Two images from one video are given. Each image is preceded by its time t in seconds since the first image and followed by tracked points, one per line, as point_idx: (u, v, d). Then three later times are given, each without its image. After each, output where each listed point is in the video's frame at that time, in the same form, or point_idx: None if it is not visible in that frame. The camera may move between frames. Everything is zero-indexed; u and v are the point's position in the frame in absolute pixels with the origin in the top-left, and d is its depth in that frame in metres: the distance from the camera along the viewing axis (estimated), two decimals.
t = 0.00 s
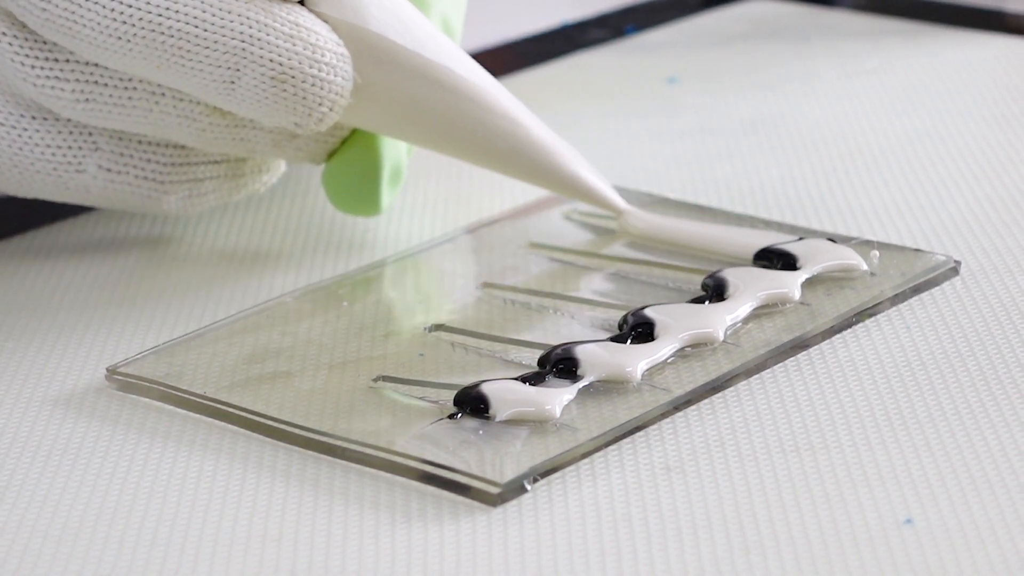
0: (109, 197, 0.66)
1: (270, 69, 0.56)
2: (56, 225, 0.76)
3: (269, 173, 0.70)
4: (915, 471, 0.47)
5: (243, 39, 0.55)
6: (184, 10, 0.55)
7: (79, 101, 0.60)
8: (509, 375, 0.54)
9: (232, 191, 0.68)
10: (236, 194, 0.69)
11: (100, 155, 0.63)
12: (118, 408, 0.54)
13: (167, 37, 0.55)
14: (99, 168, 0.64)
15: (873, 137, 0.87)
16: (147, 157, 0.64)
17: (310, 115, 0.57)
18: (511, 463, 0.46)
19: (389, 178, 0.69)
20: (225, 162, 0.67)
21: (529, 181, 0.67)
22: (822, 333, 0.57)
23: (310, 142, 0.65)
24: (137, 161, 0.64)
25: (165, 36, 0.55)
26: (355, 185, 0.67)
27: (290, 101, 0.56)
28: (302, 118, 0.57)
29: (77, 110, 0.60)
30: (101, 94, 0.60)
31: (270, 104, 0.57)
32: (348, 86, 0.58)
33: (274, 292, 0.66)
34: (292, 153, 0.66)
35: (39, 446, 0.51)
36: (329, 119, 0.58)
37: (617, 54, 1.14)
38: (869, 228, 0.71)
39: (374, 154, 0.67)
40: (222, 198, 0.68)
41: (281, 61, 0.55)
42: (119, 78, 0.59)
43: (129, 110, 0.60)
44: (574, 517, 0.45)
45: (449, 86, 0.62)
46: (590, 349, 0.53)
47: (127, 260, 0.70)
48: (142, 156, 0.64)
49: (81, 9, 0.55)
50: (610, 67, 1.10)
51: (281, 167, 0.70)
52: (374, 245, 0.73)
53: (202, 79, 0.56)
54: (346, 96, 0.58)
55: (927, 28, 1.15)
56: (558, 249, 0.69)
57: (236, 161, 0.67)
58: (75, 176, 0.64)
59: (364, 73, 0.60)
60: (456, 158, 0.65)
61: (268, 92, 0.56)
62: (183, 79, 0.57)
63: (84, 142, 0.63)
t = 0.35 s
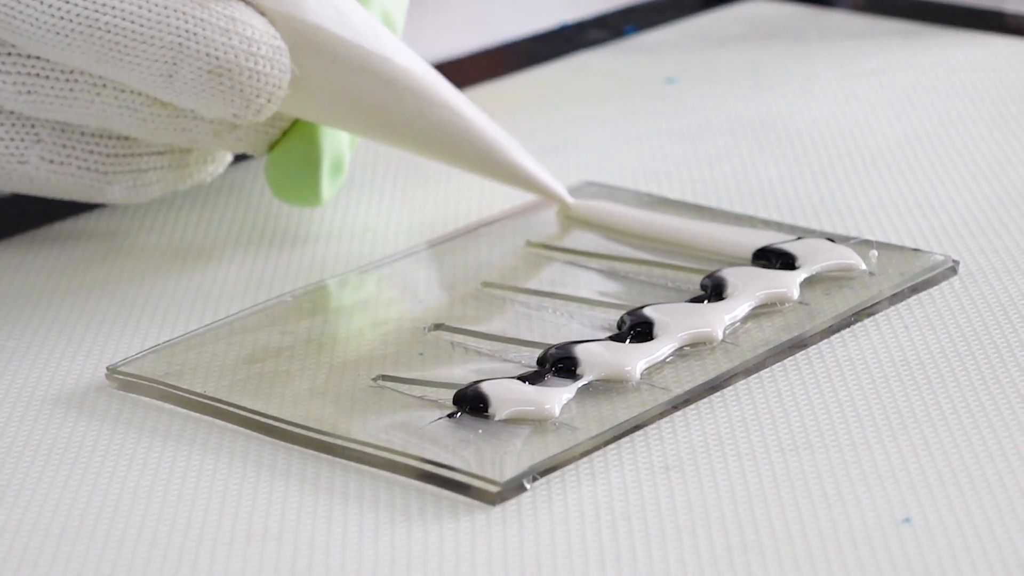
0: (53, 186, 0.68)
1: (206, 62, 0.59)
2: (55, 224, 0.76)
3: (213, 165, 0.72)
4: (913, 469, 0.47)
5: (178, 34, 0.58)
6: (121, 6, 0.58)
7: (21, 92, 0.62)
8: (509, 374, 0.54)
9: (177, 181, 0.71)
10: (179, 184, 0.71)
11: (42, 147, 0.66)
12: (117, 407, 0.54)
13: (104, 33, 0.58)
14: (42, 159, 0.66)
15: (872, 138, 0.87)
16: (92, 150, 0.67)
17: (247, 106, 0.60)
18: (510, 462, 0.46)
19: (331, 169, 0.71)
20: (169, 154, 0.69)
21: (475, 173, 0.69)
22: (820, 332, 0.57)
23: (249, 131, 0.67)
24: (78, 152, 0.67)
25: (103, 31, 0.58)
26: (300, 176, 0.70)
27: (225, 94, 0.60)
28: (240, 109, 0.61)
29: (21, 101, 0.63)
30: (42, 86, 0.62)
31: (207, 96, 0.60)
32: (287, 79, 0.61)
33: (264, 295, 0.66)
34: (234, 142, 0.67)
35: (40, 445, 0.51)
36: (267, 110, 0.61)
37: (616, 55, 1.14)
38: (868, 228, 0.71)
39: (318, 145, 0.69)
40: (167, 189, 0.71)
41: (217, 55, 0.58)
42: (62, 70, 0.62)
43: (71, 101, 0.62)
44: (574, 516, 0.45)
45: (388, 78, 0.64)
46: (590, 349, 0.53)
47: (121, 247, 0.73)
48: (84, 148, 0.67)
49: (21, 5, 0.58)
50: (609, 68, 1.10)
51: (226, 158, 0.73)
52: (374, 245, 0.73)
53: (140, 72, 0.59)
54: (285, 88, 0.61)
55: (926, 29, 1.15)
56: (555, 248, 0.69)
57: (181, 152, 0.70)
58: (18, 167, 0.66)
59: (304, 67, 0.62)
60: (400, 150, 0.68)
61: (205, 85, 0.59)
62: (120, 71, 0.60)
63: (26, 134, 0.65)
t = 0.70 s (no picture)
0: (145, 252, 0.61)
1: (309, 110, 0.53)
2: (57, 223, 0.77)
3: (319, 230, 0.65)
4: (912, 468, 0.47)
5: (279, 78, 0.52)
6: (219, 48, 0.52)
7: (109, 146, 0.56)
8: (509, 373, 0.54)
9: (278, 248, 0.64)
10: (282, 250, 0.64)
11: (136, 206, 0.60)
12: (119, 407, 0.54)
13: (203, 78, 0.52)
14: (134, 220, 0.60)
15: (871, 138, 0.87)
16: (188, 209, 0.61)
17: (352, 159, 0.54)
18: (510, 461, 0.47)
19: (445, 228, 0.62)
20: (271, 216, 0.63)
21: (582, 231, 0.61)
22: (819, 331, 0.57)
23: (356, 187, 0.60)
24: (178, 210, 0.61)
25: (200, 77, 0.52)
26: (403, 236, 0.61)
27: (329, 145, 0.53)
28: (345, 162, 0.54)
29: (111, 157, 0.57)
30: (133, 140, 0.56)
31: (308, 148, 0.54)
32: (395, 129, 0.55)
33: (266, 293, 0.66)
34: (337, 201, 0.60)
35: (41, 445, 0.51)
36: (372, 164, 0.55)
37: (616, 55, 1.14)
38: (868, 228, 0.71)
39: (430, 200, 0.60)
40: (268, 254, 0.64)
41: (322, 102, 0.53)
42: (156, 121, 0.56)
43: (168, 157, 0.57)
44: (573, 514, 0.45)
45: (513, 133, 0.57)
46: (589, 348, 0.53)
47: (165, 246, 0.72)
48: (181, 208, 0.61)
49: (111, 49, 0.53)
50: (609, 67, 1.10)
51: (333, 222, 0.66)
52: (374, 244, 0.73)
53: (238, 122, 0.54)
54: (392, 138, 0.55)
55: (925, 29, 1.15)
56: (555, 248, 0.69)
57: (282, 215, 0.63)
58: (109, 228, 0.60)
59: (413, 116, 0.56)
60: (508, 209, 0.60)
61: (308, 134, 0.53)
62: (219, 123, 0.54)
63: (119, 192, 0.59)
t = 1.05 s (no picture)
0: (135, 252, 0.62)
1: (298, 111, 0.53)
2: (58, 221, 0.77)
3: (308, 230, 0.65)
4: (910, 466, 0.47)
5: (268, 80, 0.53)
6: (208, 51, 0.53)
7: (99, 147, 0.57)
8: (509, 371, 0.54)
9: (267, 248, 0.64)
10: (271, 250, 0.65)
11: (125, 207, 0.60)
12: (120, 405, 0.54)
13: (192, 80, 0.53)
14: (125, 221, 0.60)
15: (870, 137, 0.88)
16: (177, 210, 0.61)
17: (340, 160, 0.54)
18: (510, 459, 0.47)
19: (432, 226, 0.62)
20: (260, 217, 0.63)
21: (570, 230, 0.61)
22: (818, 329, 0.57)
23: (344, 189, 0.60)
24: (168, 211, 0.61)
25: (190, 78, 0.53)
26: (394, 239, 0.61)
27: (317, 146, 0.54)
28: (333, 163, 0.54)
29: (102, 158, 0.57)
30: (124, 141, 0.57)
31: (297, 150, 0.54)
32: (383, 131, 0.55)
33: (267, 292, 0.66)
34: (326, 202, 0.61)
35: (43, 443, 0.52)
36: (359, 165, 0.55)
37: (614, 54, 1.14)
38: (866, 226, 0.71)
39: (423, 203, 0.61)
40: (256, 254, 0.64)
41: (310, 104, 0.53)
42: (145, 122, 0.56)
43: (157, 158, 0.57)
44: (573, 512, 0.45)
45: (498, 133, 0.57)
46: (589, 347, 0.54)
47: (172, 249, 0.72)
48: (171, 209, 0.61)
49: (101, 50, 0.53)
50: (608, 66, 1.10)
51: (321, 222, 0.66)
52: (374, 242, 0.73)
53: (228, 124, 0.54)
54: (379, 140, 0.55)
55: (924, 28, 1.15)
56: (556, 245, 0.70)
57: (270, 215, 0.63)
58: (99, 229, 0.60)
59: (403, 118, 0.56)
60: (498, 209, 0.60)
61: (296, 136, 0.53)
62: (209, 124, 0.54)
63: (109, 192, 0.59)
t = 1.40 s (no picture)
0: (91, 241, 0.62)
1: (252, 103, 0.54)
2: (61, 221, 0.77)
3: (262, 220, 0.66)
4: (909, 466, 0.47)
5: (224, 73, 0.54)
6: (164, 43, 0.54)
7: (57, 136, 0.58)
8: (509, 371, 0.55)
9: (222, 238, 0.65)
10: (225, 241, 0.65)
11: (82, 195, 0.61)
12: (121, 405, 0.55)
13: (150, 71, 0.54)
14: (81, 209, 0.61)
15: (868, 137, 0.88)
16: (133, 199, 0.62)
17: (293, 153, 0.56)
18: (510, 458, 0.47)
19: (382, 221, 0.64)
20: (214, 207, 0.64)
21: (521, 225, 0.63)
22: (817, 329, 0.57)
23: (298, 180, 0.62)
24: (124, 200, 0.62)
25: (147, 70, 0.55)
26: (346, 229, 0.63)
27: (271, 138, 0.55)
28: (286, 155, 0.56)
29: (59, 146, 0.58)
30: (80, 130, 0.58)
31: (252, 141, 0.55)
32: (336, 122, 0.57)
33: (267, 291, 0.67)
34: (280, 192, 0.62)
35: (44, 443, 0.52)
36: (313, 157, 0.57)
37: (613, 55, 1.14)
38: (865, 227, 0.71)
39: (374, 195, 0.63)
40: (212, 244, 0.65)
41: (265, 96, 0.55)
42: (101, 111, 0.58)
43: (113, 147, 0.58)
44: (572, 512, 0.45)
45: (450, 124, 0.59)
46: (587, 347, 0.54)
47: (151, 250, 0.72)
48: (126, 197, 0.62)
49: (59, 41, 0.55)
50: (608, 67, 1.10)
51: (274, 213, 0.67)
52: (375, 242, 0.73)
53: (184, 115, 0.55)
54: (332, 133, 0.57)
55: (924, 29, 1.15)
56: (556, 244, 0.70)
57: (225, 205, 0.64)
58: (56, 217, 0.61)
59: (357, 110, 0.58)
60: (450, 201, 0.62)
61: (251, 127, 0.55)
62: (164, 115, 0.56)
63: (66, 180, 0.61)
